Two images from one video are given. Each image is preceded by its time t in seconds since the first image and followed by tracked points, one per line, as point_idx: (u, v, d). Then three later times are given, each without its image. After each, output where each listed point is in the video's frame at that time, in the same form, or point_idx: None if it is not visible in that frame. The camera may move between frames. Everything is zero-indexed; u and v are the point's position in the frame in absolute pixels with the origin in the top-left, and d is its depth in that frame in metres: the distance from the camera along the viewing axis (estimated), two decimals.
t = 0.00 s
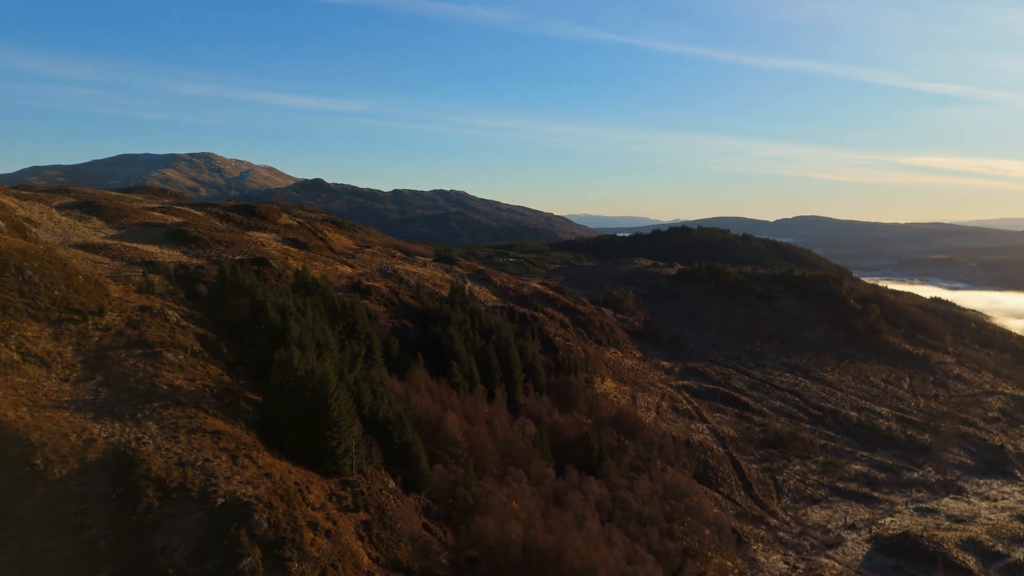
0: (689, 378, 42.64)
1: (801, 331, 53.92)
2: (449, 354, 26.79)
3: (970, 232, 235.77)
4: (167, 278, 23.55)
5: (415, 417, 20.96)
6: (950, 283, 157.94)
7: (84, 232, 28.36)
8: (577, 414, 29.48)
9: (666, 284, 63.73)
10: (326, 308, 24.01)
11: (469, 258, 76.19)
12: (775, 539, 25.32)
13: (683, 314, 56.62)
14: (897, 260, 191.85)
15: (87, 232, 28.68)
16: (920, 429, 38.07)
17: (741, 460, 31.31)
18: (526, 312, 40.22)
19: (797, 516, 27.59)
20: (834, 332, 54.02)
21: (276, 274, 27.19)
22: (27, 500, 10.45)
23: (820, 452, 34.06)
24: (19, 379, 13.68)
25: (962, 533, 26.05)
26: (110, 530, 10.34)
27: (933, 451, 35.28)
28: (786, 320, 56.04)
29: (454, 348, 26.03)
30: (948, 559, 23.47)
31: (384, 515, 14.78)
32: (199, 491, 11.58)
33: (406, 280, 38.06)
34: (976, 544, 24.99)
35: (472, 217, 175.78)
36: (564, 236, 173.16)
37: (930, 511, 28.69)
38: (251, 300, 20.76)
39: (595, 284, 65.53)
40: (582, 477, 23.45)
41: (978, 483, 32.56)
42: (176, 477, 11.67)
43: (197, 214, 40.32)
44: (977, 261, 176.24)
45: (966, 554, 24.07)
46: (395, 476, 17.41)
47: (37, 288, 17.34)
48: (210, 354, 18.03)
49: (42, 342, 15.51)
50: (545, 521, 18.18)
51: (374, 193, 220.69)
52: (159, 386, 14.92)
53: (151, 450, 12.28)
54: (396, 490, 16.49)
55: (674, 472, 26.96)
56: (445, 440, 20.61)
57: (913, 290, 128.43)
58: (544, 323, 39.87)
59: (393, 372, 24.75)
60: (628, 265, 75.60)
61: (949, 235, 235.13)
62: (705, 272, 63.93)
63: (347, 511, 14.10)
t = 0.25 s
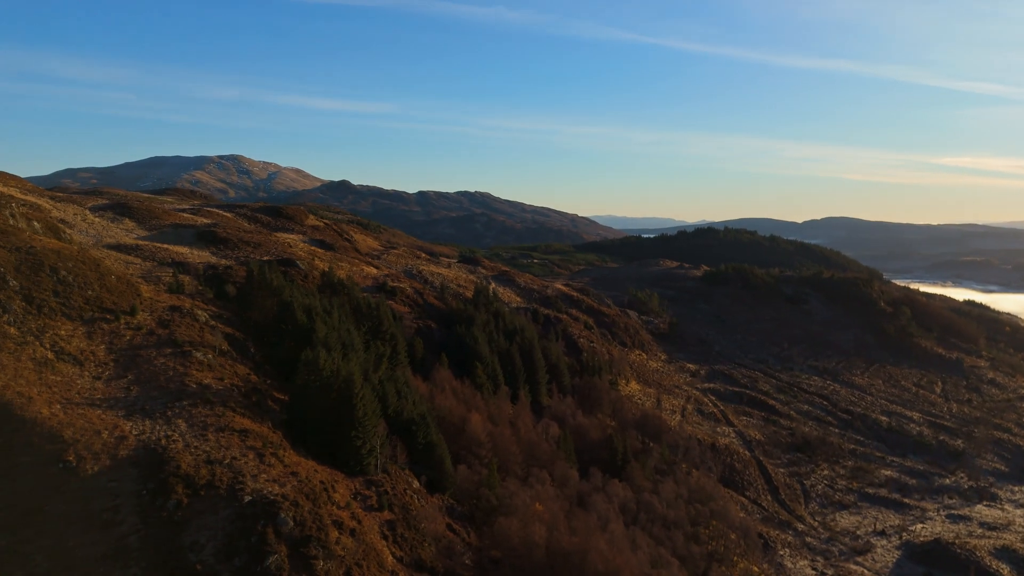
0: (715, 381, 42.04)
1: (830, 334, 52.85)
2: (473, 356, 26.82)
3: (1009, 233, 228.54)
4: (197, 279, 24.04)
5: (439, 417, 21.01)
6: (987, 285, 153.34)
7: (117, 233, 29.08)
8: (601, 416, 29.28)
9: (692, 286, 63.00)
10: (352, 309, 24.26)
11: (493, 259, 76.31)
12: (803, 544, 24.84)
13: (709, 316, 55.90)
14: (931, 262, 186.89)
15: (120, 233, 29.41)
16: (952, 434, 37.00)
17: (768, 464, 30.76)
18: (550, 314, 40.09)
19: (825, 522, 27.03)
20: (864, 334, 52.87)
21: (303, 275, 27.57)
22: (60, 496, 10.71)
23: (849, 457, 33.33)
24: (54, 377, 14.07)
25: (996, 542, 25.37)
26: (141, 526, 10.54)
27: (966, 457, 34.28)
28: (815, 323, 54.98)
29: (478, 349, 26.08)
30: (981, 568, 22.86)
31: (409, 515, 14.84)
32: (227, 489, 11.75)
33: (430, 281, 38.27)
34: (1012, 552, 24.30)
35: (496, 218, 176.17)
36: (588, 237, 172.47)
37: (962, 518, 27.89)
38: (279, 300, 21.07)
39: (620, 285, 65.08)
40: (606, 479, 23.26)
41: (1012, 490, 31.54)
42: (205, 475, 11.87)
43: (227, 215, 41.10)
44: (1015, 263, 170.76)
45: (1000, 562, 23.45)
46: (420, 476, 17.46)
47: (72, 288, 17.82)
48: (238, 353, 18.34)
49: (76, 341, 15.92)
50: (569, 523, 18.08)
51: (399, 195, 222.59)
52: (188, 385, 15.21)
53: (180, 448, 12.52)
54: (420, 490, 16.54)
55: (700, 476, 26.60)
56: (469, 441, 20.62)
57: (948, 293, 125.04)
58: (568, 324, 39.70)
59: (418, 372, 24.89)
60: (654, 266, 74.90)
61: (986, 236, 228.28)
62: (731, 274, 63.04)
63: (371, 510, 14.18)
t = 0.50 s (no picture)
0: (741, 383, 41.40)
1: (860, 336, 51.69)
2: (497, 356, 26.85)
3: None
4: (226, 279, 24.49)
5: (464, 417, 21.05)
6: None
7: (149, 234, 29.76)
8: (626, 417, 29.04)
9: (718, 286, 62.16)
10: (377, 308, 24.47)
11: (517, 259, 76.29)
12: (831, 549, 24.33)
13: (735, 317, 55.10)
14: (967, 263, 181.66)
15: (152, 234, 30.10)
16: (987, 439, 35.99)
17: (795, 467, 30.19)
18: (574, 314, 39.91)
19: (854, 526, 26.46)
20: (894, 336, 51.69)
21: (329, 275, 27.91)
22: (93, 491, 10.98)
23: (879, 461, 32.60)
24: (87, 374, 14.45)
25: None
26: (170, 521, 10.75)
27: (1002, 463, 33.34)
28: (844, 324, 53.83)
29: (502, 349, 26.09)
30: None
31: (432, 514, 14.88)
32: (254, 486, 11.92)
33: (454, 281, 38.41)
34: None
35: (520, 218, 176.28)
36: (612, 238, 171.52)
37: (996, 524, 27.10)
38: (305, 300, 21.35)
39: (644, 286, 64.53)
40: (631, 481, 23.05)
41: None
42: (233, 472, 12.06)
43: (255, 216, 41.80)
44: None
45: None
46: (444, 475, 17.50)
47: (104, 287, 18.29)
48: (266, 352, 18.63)
49: (109, 339, 16.33)
50: (593, 524, 17.94)
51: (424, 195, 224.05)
52: (217, 382, 15.50)
53: (209, 445, 12.74)
54: (444, 489, 16.57)
55: (725, 478, 26.21)
56: (492, 440, 20.61)
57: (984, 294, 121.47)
58: (593, 325, 39.48)
59: (442, 372, 24.99)
60: (679, 267, 74.11)
61: None
62: (758, 274, 62.03)
63: (395, 509, 14.24)
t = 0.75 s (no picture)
0: (768, 384, 40.71)
1: (891, 338, 50.52)
2: (521, 356, 26.83)
3: None
4: (254, 278, 24.91)
5: (487, 417, 21.04)
6: None
7: (179, 234, 30.39)
8: (650, 418, 28.78)
9: (745, 287, 61.26)
10: (402, 308, 24.64)
11: (541, 259, 76.15)
12: (860, 554, 23.81)
13: (763, 318, 54.22)
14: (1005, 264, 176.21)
15: (182, 233, 30.71)
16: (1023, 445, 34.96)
17: (823, 471, 29.60)
18: (599, 314, 39.68)
19: (884, 532, 25.87)
20: (926, 338, 50.49)
21: (355, 275, 28.20)
22: (124, 486, 11.23)
23: (910, 465, 31.85)
24: (119, 371, 14.79)
25: None
26: (198, 516, 10.93)
27: None
28: (875, 326, 52.64)
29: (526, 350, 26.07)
30: None
31: (456, 513, 14.91)
32: (281, 483, 12.08)
33: (478, 281, 38.52)
34: None
35: (544, 218, 176.01)
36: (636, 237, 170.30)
37: None
38: (331, 299, 21.60)
39: (670, 286, 63.87)
40: (655, 482, 22.82)
41: None
42: (260, 468, 12.24)
43: (282, 216, 42.41)
44: None
45: None
46: (468, 475, 17.52)
47: (136, 286, 18.73)
48: (293, 351, 18.89)
49: (140, 337, 16.71)
50: (617, 526, 17.79)
51: (448, 195, 225.14)
52: (244, 380, 15.75)
53: (237, 442, 12.96)
54: (467, 489, 16.57)
55: (752, 481, 25.82)
56: (516, 440, 20.58)
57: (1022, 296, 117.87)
58: (617, 325, 39.20)
59: (466, 372, 25.07)
60: (705, 267, 73.19)
61: None
62: (786, 274, 60.96)
63: (420, 507, 14.30)
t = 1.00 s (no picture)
0: (796, 388, 39.95)
1: (924, 341, 49.23)
2: (545, 357, 26.76)
3: None
4: (282, 278, 25.30)
5: (511, 418, 21.01)
6: None
7: (209, 234, 30.99)
8: (676, 421, 28.46)
9: (772, 289, 60.25)
10: (426, 308, 24.76)
11: (566, 260, 75.92)
12: (891, 561, 23.20)
13: (791, 321, 53.26)
14: None
15: (213, 234, 31.34)
16: None
17: (853, 476, 28.94)
18: (623, 316, 39.38)
19: (916, 539, 25.18)
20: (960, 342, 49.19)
21: (380, 275, 28.44)
22: (155, 482, 11.46)
23: (942, 471, 31.01)
24: (150, 370, 15.12)
25: None
26: (226, 513, 11.10)
27: None
28: (908, 328, 51.35)
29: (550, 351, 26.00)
30: None
31: (480, 514, 14.90)
32: (307, 481, 12.21)
33: (502, 282, 38.56)
34: None
35: (568, 219, 175.48)
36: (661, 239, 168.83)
37: None
38: (357, 300, 21.81)
39: (696, 288, 63.12)
40: (680, 485, 22.52)
41: None
42: (286, 467, 12.40)
43: (309, 217, 42.99)
44: None
45: None
46: (492, 475, 17.51)
47: (167, 286, 19.14)
48: (319, 351, 19.13)
49: (171, 336, 17.08)
50: (642, 529, 17.60)
51: (473, 197, 225.96)
52: (271, 379, 15.98)
53: (264, 440, 13.15)
54: (491, 490, 16.56)
55: (779, 485, 25.35)
56: (540, 442, 20.51)
57: None
58: (642, 327, 38.86)
59: (490, 373, 25.11)
60: (732, 268, 72.21)
61: None
62: (815, 276, 59.80)
63: (444, 507, 14.33)
